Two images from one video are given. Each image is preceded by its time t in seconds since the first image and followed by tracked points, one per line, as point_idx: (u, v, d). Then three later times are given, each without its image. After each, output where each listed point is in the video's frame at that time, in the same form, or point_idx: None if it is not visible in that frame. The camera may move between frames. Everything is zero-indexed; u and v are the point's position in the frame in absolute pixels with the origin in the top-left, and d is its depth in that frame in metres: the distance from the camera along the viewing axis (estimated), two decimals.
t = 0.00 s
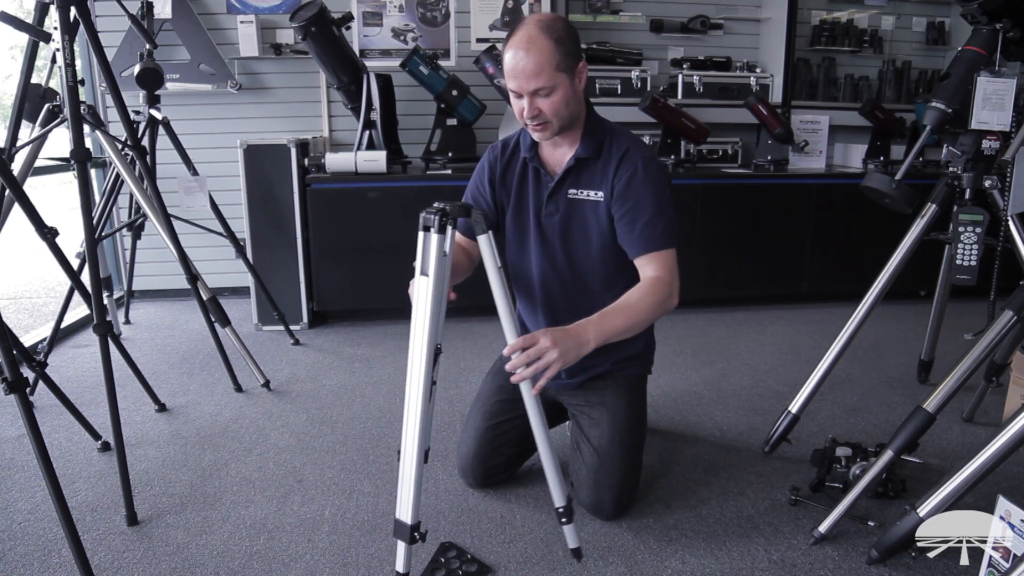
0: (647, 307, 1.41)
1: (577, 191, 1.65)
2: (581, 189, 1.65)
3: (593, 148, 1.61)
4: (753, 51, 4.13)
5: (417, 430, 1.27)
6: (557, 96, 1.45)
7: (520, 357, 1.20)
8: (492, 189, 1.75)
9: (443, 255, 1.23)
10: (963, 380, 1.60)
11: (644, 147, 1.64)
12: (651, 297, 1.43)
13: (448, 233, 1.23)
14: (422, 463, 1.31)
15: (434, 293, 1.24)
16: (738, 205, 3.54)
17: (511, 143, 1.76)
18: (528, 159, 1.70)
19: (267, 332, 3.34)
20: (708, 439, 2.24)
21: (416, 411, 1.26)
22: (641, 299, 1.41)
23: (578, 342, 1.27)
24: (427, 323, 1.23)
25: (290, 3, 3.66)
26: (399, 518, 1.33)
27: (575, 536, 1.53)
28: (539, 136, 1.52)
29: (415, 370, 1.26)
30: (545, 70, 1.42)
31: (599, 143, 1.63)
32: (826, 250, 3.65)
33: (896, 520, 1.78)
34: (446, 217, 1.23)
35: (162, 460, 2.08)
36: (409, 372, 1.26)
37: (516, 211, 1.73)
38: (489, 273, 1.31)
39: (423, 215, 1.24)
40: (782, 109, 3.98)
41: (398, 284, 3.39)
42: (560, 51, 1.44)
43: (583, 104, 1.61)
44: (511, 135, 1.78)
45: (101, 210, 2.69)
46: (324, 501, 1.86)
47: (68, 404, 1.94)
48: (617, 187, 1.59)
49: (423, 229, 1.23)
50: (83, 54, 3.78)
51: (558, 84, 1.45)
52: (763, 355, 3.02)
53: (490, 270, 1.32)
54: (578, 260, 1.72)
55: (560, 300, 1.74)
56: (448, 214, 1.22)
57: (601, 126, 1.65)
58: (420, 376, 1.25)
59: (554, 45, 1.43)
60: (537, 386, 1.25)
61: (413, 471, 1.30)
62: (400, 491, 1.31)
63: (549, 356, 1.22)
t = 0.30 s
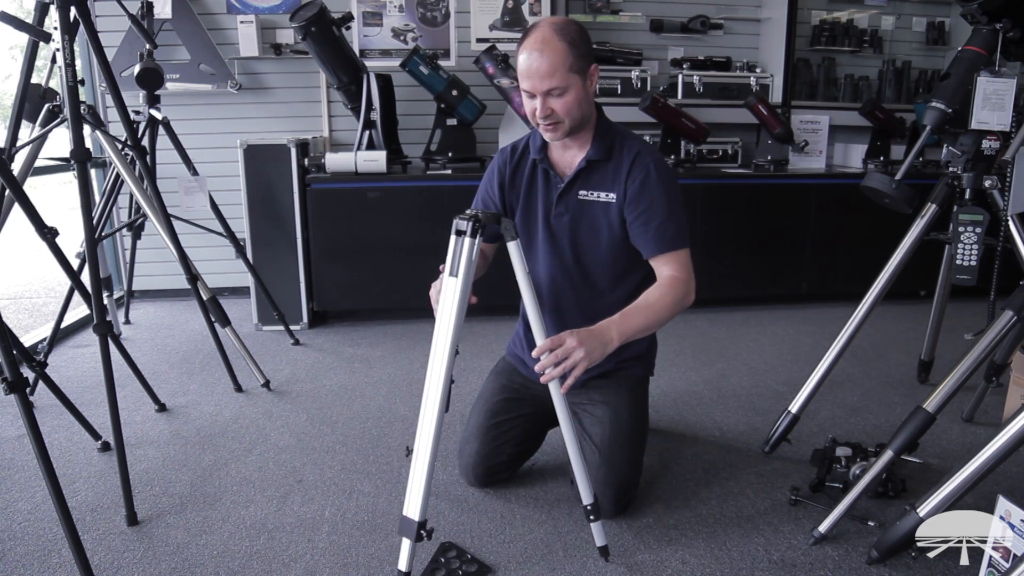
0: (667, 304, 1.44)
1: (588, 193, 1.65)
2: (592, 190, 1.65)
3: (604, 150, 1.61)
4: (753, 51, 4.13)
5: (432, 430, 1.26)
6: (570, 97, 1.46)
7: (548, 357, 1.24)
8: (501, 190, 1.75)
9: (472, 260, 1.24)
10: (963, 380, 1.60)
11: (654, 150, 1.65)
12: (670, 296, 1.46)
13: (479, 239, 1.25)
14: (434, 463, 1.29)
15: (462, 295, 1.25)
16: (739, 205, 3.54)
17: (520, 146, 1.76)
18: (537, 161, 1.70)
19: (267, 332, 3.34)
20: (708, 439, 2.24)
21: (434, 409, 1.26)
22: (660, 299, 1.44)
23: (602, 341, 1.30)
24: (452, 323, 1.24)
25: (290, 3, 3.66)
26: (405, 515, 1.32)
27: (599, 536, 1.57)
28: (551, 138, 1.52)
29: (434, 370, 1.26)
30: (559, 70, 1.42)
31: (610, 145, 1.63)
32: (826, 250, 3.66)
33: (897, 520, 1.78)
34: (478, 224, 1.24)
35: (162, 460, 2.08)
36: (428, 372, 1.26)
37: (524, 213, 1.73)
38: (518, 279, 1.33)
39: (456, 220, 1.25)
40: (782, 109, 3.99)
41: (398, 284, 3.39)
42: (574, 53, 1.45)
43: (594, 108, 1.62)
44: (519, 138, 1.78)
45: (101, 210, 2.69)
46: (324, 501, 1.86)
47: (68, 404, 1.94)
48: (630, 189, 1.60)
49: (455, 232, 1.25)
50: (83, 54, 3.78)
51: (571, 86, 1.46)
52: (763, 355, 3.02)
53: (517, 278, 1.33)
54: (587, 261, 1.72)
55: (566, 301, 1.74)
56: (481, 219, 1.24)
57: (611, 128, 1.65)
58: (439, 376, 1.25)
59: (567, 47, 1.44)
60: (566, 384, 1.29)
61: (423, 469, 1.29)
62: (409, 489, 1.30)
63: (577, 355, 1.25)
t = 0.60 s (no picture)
0: (664, 305, 1.44)
1: (589, 194, 1.65)
2: (593, 191, 1.65)
3: (605, 151, 1.62)
4: (753, 51, 4.13)
5: (433, 429, 1.26)
6: (573, 94, 1.46)
7: (548, 357, 1.24)
8: (501, 190, 1.74)
9: (473, 261, 1.24)
10: (963, 380, 1.60)
11: (657, 151, 1.65)
12: (668, 297, 1.46)
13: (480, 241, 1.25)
14: (435, 462, 1.29)
15: (462, 295, 1.25)
16: (739, 205, 3.54)
17: (522, 146, 1.76)
18: (539, 161, 1.70)
19: (267, 332, 3.34)
20: (708, 439, 2.24)
21: (435, 407, 1.26)
22: (658, 300, 1.44)
23: (601, 342, 1.30)
24: (453, 323, 1.24)
25: (290, 3, 3.66)
26: (406, 514, 1.32)
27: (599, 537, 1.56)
28: (552, 135, 1.52)
29: (435, 370, 1.26)
30: (564, 66, 1.42)
31: (611, 146, 1.63)
32: (826, 250, 3.65)
33: (896, 520, 1.78)
34: (479, 225, 1.24)
35: (162, 460, 2.08)
36: (429, 371, 1.26)
37: (525, 213, 1.73)
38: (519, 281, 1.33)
39: (457, 221, 1.25)
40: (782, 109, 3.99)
41: (398, 284, 3.38)
42: (579, 51, 1.45)
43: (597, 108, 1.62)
44: (521, 138, 1.78)
45: (101, 210, 2.69)
46: (324, 502, 1.86)
47: (68, 404, 1.94)
48: (632, 190, 1.60)
49: (456, 233, 1.26)
50: (83, 54, 3.78)
51: (574, 83, 1.45)
52: (763, 355, 3.01)
53: (517, 279, 1.33)
54: (588, 262, 1.71)
55: (567, 301, 1.74)
56: (482, 220, 1.25)
57: (613, 129, 1.65)
58: (440, 375, 1.25)
59: (573, 44, 1.44)
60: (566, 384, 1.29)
61: (425, 468, 1.29)
62: (410, 487, 1.30)
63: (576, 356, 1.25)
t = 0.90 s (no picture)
0: (662, 305, 1.45)
1: (587, 195, 1.65)
2: (591, 192, 1.65)
3: (602, 152, 1.62)
4: (753, 51, 4.13)
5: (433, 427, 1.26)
6: (565, 92, 1.46)
7: (546, 352, 1.24)
8: (496, 191, 1.73)
9: (472, 261, 1.24)
10: (963, 380, 1.60)
11: (654, 150, 1.65)
12: (665, 297, 1.47)
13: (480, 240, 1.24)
14: (436, 461, 1.28)
15: (462, 295, 1.25)
16: (738, 205, 3.54)
17: (515, 145, 1.74)
18: (535, 162, 1.69)
19: (267, 332, 3.34)
20: (708, 439, 2.24)
21: (435, 405, 1.25)
22: (655, 299, 1.45)
23: (598, 339, 1.30)
24: (453, 322, 1.24)
25: (290, 3, 3.66)
26: (406, 515, 1.30)
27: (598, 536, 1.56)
28: (545, 134, 1.51)
29: (436, 369, 1.26)
30: (555, 65, 1.42)
31: (608, 146, 1.64)
32: (826, 250, 3.65)
33: (896, 520, 1.78)
34: (478, 225, 1.24)
35: (162, 460, 2.08)
36: (430, 370, 1.25)
37: (521, 214, 1.72)
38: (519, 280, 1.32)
39: (456, 222, 1.25)
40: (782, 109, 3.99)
41: (398, 284, 3.38)
42: (572, 49, 1.45)
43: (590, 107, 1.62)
44: (515, 137, 1.77)
45: (101, 210, 2.69)
46: (324, 502, 1.86)
47: (68, 404, 1.94)
48: (631, 191, 1.61)
49: (455, 233, 1.25)
50: (83, 54, 3.78)
51: (567, 81, 1.46)
52: (763, 355, 3.01)
53: (517, 278, 1.33)
54: (585, 263, 1.71)
55: (566, 302, 1.73)
56: (481, 220, 1.25)
57: (609, 130, 1.66)
58: (441, 374, 1.24)
59: (565, 42, 1.44)
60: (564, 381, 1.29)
61: (425, 467, 1.28)
62: (410, 488, 1.29)
63: (575, 352, 1.25)
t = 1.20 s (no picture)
0: (654, 308, 1.44)
1: (582, 197, 1.65)
2: (586, 194, 1.65)
3: (597, 153, 1.62)
4: (753, 51, 4.13)
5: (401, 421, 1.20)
6: (558, 96, 1.45)
7: (533, 355, 1.22)
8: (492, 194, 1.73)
9: (454, 258, 1.24)
10: (963, 380, 1.60)
11: (648, 150, 1.65)
12: (655, 301, 1.46)
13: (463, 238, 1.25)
14: (399, 459, 1.22)
15: (444, 293, 1.24)
16: (738, 205, 3.54)
17: (510, 148, 1.74)
18: (530, 165, 1.69)
19: (267, 332, 3.34)
20: (708, 439, 2.24)
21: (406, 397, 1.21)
22: (646, 303, 1.44)
23: (588, 343, 1.29)
24: (430, 319, 1.22)
25: (290, 3, 3.66)
26: (362, 516, 1.23)
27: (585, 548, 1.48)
28: (539, 138, 1.51)
29: (410, 365, 1.23)
30: (547, 69, 1.42)
31: (602, 148, 1.64)
32: (826, 250, 3.65)
33: (896, 520, 1.78)
34: (468, 225, 1.26)
35: (162, 460, 2.08)
36: (404, 364, 1.23)
37: (518, 216, 1.72)
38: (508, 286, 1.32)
39: (445, 221, 1.27)
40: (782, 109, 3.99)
41: (398, 284, 3.38)
42: (563, 52, 1.45)
43: (584, 109, 1.61)
44: (509, 139, 1.76)
45: (101, 210, 2.69)
46: (324, 502, 1.86)
47: (68, 404, 1.94)
48: (625, 193, 1.60)
49: (444, 231, 1.27)
50: (83, 54, 3.78)
51: (559, 84, 1.45)
52: (763, 355, 3.01)
53: (507, 285, 1.32)
54: (581, 264, 1.72)
55: (564, 303, 1.74)
56: (471, 219, 1.26)
57: (603, 131, 1.65)
58: (414, 368, 1.21)
59: (556, 45, 1.43)
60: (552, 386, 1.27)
61: (388, 464, 1.21)
62: (369, 486, 1.22)
63: (563, 356, 1.24)
